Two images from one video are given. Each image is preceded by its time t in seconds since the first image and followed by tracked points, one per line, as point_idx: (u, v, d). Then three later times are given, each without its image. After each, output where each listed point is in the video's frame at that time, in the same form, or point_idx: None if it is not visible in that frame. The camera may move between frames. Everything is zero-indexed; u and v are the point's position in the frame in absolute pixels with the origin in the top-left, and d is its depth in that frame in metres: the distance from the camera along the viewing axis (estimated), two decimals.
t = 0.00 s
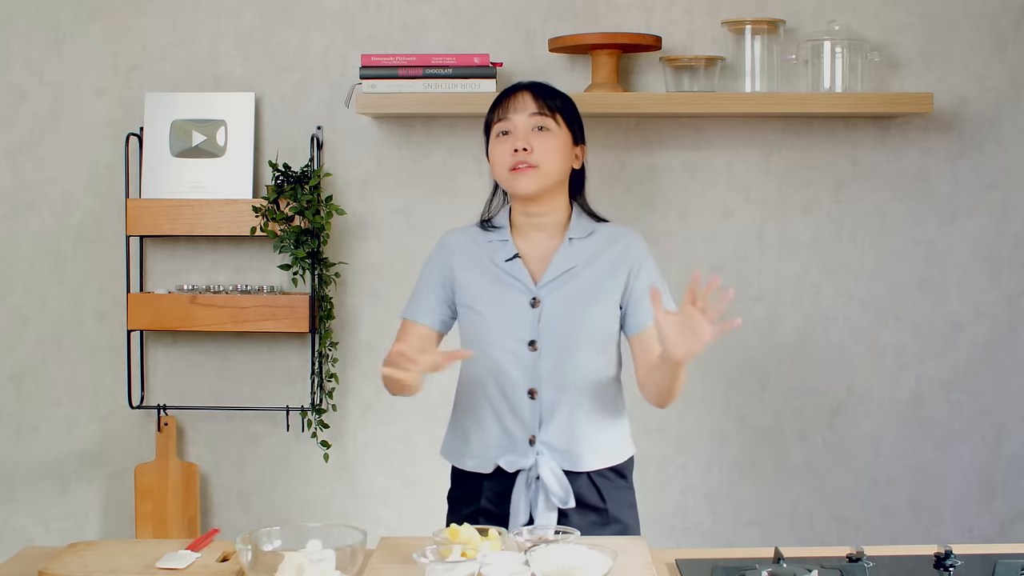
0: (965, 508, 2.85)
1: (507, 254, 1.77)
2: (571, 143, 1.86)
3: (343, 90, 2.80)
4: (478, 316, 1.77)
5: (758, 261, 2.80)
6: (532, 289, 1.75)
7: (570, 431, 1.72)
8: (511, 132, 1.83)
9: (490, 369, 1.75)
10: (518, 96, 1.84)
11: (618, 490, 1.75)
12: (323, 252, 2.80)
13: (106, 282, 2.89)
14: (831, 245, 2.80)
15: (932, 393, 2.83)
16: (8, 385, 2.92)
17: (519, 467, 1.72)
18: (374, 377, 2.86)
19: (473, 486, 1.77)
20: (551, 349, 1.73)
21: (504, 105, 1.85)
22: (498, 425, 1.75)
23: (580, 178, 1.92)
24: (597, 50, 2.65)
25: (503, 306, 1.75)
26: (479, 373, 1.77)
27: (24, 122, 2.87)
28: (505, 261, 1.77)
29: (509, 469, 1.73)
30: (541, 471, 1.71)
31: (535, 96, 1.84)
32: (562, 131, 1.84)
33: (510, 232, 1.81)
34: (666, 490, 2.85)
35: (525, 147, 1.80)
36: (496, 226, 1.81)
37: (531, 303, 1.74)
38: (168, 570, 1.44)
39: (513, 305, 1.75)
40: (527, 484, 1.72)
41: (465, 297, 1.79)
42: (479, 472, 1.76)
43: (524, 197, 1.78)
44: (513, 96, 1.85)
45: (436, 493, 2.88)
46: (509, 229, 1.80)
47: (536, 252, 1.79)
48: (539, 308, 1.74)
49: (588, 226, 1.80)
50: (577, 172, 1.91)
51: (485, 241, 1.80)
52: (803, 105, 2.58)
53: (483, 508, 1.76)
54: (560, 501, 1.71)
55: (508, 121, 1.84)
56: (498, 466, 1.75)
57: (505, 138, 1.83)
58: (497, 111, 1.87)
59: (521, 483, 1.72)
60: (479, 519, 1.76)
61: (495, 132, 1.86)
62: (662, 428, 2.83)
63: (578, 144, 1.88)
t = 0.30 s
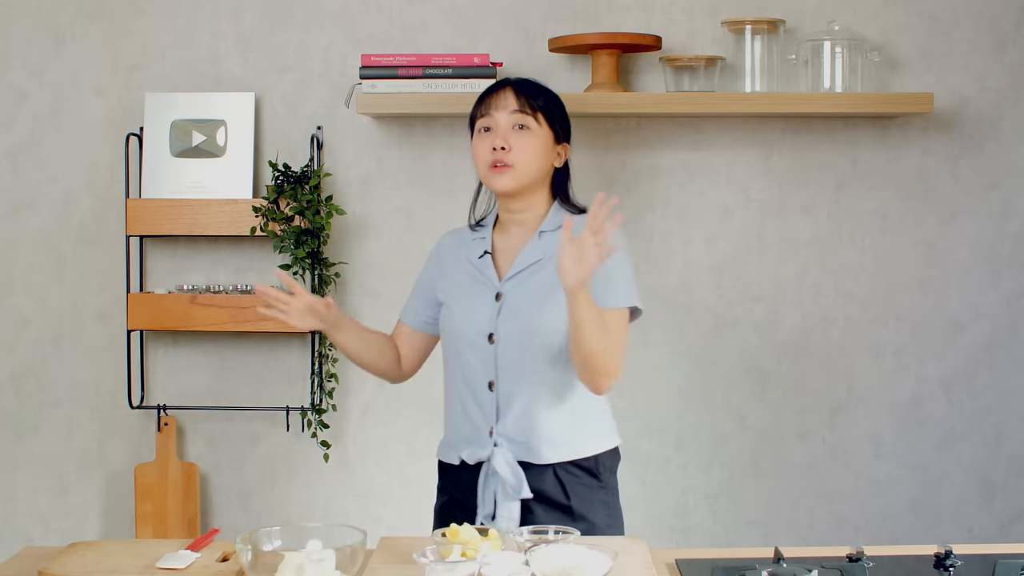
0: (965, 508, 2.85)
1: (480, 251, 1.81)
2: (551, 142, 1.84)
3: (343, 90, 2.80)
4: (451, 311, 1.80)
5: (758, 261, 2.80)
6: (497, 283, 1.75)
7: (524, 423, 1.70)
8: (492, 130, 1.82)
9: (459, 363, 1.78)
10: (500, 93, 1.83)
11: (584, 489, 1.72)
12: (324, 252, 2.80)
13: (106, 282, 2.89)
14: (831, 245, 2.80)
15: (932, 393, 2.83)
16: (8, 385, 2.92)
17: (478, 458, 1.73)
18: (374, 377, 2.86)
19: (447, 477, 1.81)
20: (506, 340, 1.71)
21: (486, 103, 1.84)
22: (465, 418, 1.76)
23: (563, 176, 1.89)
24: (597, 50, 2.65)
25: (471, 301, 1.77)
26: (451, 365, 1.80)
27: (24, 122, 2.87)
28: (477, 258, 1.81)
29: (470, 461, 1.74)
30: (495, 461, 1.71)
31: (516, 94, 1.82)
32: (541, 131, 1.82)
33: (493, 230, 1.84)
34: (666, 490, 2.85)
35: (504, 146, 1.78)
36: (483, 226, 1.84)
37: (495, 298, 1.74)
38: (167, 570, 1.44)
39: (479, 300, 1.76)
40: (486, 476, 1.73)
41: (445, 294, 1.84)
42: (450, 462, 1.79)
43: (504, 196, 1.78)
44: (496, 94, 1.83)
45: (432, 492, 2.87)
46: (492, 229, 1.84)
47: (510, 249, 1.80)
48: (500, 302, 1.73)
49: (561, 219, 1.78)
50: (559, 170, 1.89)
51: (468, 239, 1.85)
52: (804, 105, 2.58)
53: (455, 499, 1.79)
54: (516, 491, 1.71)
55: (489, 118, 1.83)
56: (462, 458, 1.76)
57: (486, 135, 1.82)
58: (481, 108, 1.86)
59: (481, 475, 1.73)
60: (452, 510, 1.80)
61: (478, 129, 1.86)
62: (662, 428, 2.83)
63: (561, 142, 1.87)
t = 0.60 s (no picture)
0: (965, 508, 2.85)
1: (465, 254, 1.84)
2: (534, 155, 1.81)
3: (343, 90, 2.80)
4: (437, 312, 1.84)
5: (758, 261, 2.80)
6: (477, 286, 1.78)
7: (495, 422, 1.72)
8: (474, 153, 1.80)
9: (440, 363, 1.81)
10: (476, 114, 1.80)
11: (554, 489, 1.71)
12: (323, 252, 2.80)
13: (106, 282, 2.89)
14: (831, 245, 2.80)
15: (932, 393, 2.83)
16: (8, 385, 2.92)
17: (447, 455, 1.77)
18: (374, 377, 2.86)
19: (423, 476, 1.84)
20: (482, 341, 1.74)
21: (466, 122, 1.82)
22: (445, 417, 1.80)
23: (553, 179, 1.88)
24: (597, 50, 2.65)
25: (453, 302, 1.81)
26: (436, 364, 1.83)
27: (24, 122, 2.87)
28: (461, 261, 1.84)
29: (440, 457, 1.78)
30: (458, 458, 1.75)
31: (492, 113, 1.79)
32: (523, 147, 1.80)
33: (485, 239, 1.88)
34: (666, 490, 2.85)
35: (487, 170, 1.78)
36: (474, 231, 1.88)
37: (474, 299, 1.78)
38: (168, 570, 1.44)
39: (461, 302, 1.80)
40: (449, 474, 1.77)
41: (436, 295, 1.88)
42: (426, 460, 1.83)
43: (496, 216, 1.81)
44: (472, 113, 1.81)
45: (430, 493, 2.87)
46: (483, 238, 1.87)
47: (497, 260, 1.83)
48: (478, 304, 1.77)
49: (543, 225, 1.79)
50: (548, 174, 1.87)
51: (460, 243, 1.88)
52: (804, 105, 2.58)
53: (428, 497, 1.81)
54: (475, 490, 1.73)
55: (471, 140, 1.81)
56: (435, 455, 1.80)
57: (469, 156, 1.81)
58: (460, 124, 1.84)
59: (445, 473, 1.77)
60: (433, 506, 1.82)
61: (462, 147, 1.84)
62: (662, 427, 2.83)
63: (544, 148, 1.84)
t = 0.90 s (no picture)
0: (965, 508, 2.85)
1: (448, 253, 1.80)
2: (529, 155, 1.84)
3: (344, 90, 2.80)
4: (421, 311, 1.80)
5: (758, 261, 2.80)
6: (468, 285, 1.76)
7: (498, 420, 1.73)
8: (473, 142, 1.80)
9: (430, 363, 1.78)
10: (484, 105, 1.81)
11: (563, 480, 1.75)
12: (323, 252, 2.80)
13: (106, 282, 2.89)
14: (831, 245, 2.80)
15: (932, 393, 2.83)
16: (8, 385, 2.92)
17: (451, 456, 1.75)
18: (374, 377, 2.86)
19: (422, 473, 1.81)
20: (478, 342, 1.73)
21: (467, 112, 1.82)
22: (438, 417, 1.77)
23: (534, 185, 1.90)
24: (597, 50, 2.65)
25: (439, 302, 1.77)
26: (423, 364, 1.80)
27: (24, 122, 2.87)
28: (445, 260, 1.80)
29: (442, 458, 1.76)
30: (466, 459, 1.73)
31: (500, 107, 1.81)
32: (523, 144, 1.82)
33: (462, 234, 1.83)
34: (667, 490, 2.85)
35: (483, 161, 1.77)
36: (451, 226, 1.84)
37: (466, 299, 1.75)
38: (167, 570, 1.44)
39: (450, 301, 1.77)
40: (455, 474, 1.74)
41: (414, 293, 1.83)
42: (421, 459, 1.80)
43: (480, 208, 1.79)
44: (478, 104, 1.81)
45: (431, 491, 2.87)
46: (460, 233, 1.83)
47: (477, 253, 1.80)
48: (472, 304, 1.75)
49: (531, 223, 1.79)
50: (532, 179, 1.89)
51: (435, 240, 1.84)
52: (804, 105, 2.58)
53: (432, 495, 1.79)
54: (485, 490, 1.73)
55: (470, 130, 1.81)
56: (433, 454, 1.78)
57: (466, 146, 1.81)
58: (460, 115, 1.83)
59: (450, 472, 1.75)
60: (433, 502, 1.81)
61: (458, 137, 1.84)
62: (662, 427, 2.83)
63: (537, 152, 1.87)
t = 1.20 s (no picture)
0: (965, 508, 2.85)
1: (450, 257, 1.80)
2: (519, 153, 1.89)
3: (344, 90, 2.81)
4: (429, 321, 1.78)
5: (758, 261, 2.80)
6: (480, 288, 1.77)
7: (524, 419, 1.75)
8: (468, 138, 1.84)
9: (445, 371, 1.77)
10: (478, 102, 1.85)
11: (584, 468, 1.79)
12: (323, 252, 2.80)
13: (106, 282, 2.89)
14: (831, 245, 2.80)
15: (932, 393, 2.83)
16: (8, 385, 2.92)
17: (484, 461, 1.75)
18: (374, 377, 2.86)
19: (441, 479, 1.78)
20: (501, 344, 1.75)
21: (460, 108, 1.86)
22: (459, 426, 1.76)
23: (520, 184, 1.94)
24: (597, 50, 2.65)
25: (453, 306, 1.77)
26: (435, 371, 1.78)
27: (24, 122, 2.87)
28: (449, 264, 1.79)
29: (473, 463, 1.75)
30: (506, 462, 1.74)
31: (494, 104, 1.85)
32: (515, 141, 1.87)
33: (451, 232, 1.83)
34: (667, 490, 2.85)
35: (482, 155, 1.81)
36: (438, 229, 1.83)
37: (479, 303, 1.76)
38: (167, 570, 1.44)
39: (463, 305, 1.77)
40: (491, 476, 1.75)
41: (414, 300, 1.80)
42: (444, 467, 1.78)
43: (475, 202, 1.80)
44: (472, 102, 1.85)
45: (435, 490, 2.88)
46: (449, 232, 1.83)
47: (475, 252, 1.81)
48: (487, 307, 1.76)
49: (527, 224, 1.82)
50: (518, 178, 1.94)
51: (428, 245, 1.82)
52: (804, 105, 2.58)
53: (454, 499, 1.77)
54: (526, 488, 1.74)
55: (464, 127, 1.85)
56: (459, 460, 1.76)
57: (461, 142, 1.85)
58: (453, 113, 1.87)
59: (485, 474, 1.75)
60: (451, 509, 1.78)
61: (449, 134, 1.87)
62: (662, 427, 2.83)
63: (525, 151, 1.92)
